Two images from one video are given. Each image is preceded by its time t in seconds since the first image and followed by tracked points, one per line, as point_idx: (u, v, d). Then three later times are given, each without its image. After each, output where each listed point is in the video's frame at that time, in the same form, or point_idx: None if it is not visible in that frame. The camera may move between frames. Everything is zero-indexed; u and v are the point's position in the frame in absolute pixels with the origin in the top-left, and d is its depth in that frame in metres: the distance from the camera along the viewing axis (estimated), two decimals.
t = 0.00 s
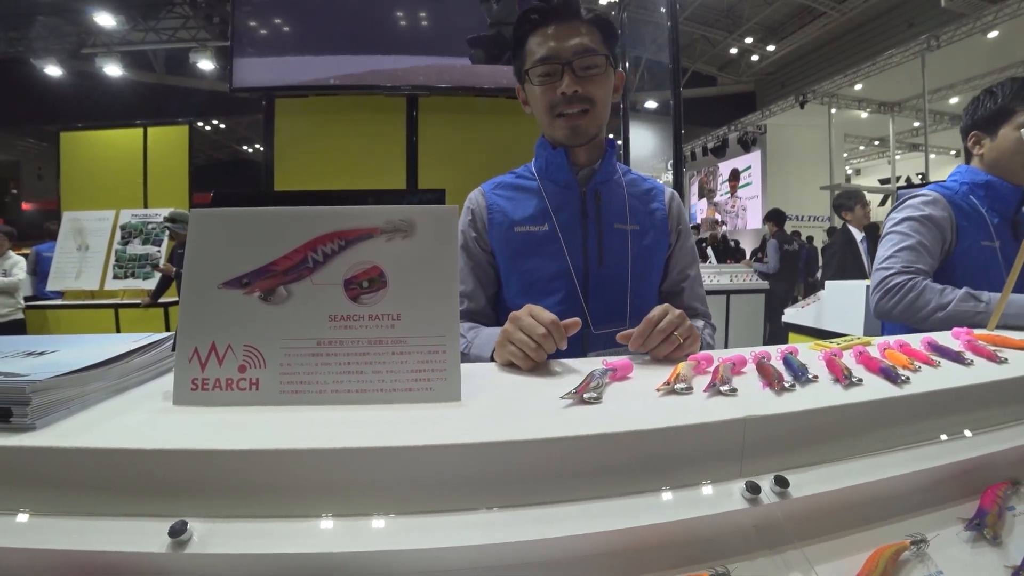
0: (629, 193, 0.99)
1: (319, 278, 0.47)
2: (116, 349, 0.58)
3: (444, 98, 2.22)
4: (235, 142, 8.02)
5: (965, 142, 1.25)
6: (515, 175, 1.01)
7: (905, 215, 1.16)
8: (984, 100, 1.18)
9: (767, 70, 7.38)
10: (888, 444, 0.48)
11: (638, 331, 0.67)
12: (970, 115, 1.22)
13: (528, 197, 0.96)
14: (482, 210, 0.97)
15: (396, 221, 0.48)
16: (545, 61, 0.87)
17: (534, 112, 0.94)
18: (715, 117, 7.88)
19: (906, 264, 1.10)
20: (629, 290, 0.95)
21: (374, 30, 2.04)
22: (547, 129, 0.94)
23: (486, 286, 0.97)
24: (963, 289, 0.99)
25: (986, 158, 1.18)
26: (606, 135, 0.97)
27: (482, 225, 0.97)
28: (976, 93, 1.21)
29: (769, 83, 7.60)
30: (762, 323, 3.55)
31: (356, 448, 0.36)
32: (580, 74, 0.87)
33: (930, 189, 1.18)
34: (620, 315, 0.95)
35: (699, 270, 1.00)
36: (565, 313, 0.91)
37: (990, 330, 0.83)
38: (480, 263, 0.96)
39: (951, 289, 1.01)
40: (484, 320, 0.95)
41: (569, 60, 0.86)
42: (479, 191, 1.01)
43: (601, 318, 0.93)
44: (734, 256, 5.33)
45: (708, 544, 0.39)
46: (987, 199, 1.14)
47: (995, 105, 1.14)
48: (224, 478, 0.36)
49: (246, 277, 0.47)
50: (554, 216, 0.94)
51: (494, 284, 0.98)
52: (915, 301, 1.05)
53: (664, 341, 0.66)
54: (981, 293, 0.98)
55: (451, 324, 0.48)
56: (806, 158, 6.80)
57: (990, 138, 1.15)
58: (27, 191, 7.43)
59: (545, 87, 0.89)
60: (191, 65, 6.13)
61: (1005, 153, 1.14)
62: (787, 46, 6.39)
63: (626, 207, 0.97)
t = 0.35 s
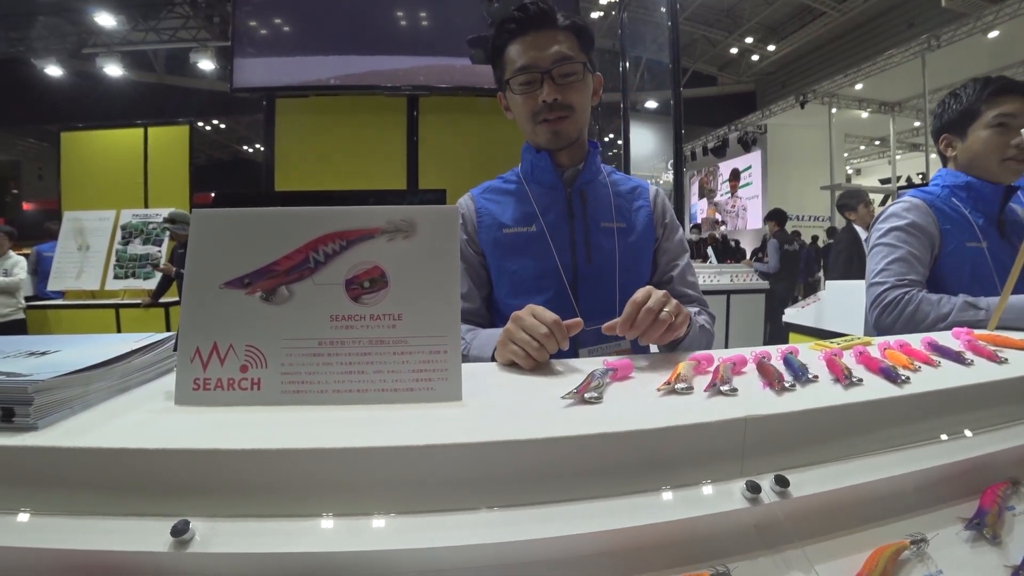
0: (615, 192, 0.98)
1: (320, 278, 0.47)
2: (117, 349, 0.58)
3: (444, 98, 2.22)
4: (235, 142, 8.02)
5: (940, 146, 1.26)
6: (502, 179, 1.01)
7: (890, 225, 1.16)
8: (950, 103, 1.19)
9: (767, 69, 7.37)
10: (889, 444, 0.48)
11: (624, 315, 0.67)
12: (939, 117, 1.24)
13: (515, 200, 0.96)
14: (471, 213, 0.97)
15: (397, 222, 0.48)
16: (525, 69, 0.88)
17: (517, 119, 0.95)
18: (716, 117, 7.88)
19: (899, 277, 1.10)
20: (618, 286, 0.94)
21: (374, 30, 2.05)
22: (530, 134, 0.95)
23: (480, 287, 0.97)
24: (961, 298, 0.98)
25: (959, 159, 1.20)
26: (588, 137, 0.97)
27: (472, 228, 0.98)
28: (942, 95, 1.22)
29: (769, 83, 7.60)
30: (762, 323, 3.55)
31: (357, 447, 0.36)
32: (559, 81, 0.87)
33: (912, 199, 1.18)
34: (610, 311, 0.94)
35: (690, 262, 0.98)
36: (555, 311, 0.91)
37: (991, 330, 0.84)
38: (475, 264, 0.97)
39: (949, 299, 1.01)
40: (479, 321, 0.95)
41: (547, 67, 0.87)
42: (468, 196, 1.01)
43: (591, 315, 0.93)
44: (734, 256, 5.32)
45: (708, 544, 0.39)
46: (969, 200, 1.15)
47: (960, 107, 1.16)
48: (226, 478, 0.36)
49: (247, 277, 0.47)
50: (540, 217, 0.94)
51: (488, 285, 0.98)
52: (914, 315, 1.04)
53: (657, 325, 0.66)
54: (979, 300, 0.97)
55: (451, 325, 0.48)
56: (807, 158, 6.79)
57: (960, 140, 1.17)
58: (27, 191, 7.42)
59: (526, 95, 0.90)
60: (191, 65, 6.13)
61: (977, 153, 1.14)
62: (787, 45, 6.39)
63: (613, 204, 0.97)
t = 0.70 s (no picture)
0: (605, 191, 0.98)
1: (321, 278, 0.47)
2: (118, 349, 0.58)
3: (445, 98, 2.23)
4: (236, 142, 8.03)
5: (954, 147, 1.23)
6: (493, 182, 1.01)
7: (896, 229, 1.16)
8: (971, 102, 1.16)
9: (768, 70, 7.37)
10: (888, 445, 0.49)
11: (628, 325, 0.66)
12: (957, 117, 1.20)
13: (505, 202, 0.97)
14: (461, 217, 0.97)
15: (398, 222, 0.49)
16: (511, 74, 0.88)
17: (505, 123, 0.95)
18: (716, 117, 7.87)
19: (901, 282, 1.10)
20: (608, 285, 0.94)
21: (375, 31, 2.06)
22: (519, 137, 0.95)
23: (476, 288, 0.97)
24: (961, 303, 0.99)
25: (979, 161, 1.17)
26: (576, 138, 0.98)
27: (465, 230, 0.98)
28: (962, 93, 1.19)
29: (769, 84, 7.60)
30: (762, 324, 3.55)
31: (359, 447, 0.37)
32: (545, 84, 0.87)
33: (921, 200, 1.17)
34: (601, 310, 0.94)
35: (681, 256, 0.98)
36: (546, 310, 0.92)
37: (992, 331, 0.84)
38: (471, 265, 0.96)
39: (948, 303, 1.02)
40: (474, 321, 0.95)
41: (533, 71, 0.86)
42: (460, 201, 1.02)
43: (582, 313, 0.93)
44: (734, 257, 5.32)
45: (706, 543, 0.39)
46: (982, 205, 1.14)
47: (984, 107, 1.13)
48: (229, 477, 0.36)
49: (248, 277, 0.47)
50: (530, 219, 0.94)
51: (484, 286, 0.98)
52: (914, 321, 1.04)
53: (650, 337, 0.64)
54: (978, 304, 0.98)
55: (451, 325, 0.49)
56: (807, 159, 6.79)
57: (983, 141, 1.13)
58: (28, 191, 7.43)
59: (513, 99, 0.90)
60: (192, 65, 6.14)
61: (1002, 157, 1.12)
62: (788, 46, 6.39)
63: (602, 204, 0.97)
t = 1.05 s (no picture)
0: (606, 194, 0.99)
1: (321, 279, 0.47)
2: (119, 349, 0.58)
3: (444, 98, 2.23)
4: (234, 142, 8.02)
5: (964, 144, 1.21)
6: (494, 182, 1.01)
7: (895, 233, 1.16)
8: (994, 99, 1.14)
9: (767, 70, 7.38)
10: (887, 443, 0.49)
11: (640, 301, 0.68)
12: (972, 113, 1.18)
13: (506, 203, 0.97)
14: (463, 217, 0.97)
15: (397, 222, 0.49)
16: (518, 72, 0.88)
17: (509, 121, 0.95)
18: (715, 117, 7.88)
19: (900, 287, 1.11)
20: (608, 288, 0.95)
21: (373, 30, 2.06)
22: (522, 137, 0.95)
23: (476, 288, 0.97)
24: (957, 305, 0.99)
25: (994, 163, 1.16)
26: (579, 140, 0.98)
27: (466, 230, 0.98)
28: (978, 88, 1.18)
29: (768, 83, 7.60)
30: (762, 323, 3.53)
31: (361, 446, 0.37)
32: (551, 84, 0.88)
33: (920, 205, 1.16)
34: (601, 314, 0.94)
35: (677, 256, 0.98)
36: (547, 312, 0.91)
37: (989, 330, 0.84)
38: (471, 265, 0.96)
39: (944, 304, 1.02)
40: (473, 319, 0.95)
41: (540, 71, 0.87)
42: (461, 200, 1.01)
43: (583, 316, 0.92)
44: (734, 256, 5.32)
45: (706, 540, 0.39)
46: (982, 206, 1.15)
47: (1011, 105, 1.11)
48: (230, 477, 0.37)
49: (248, 277, 0.47)
50: (532, 220, 0.95)
51: (483, 286, 0.98)
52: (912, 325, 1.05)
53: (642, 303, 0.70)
54: (975, 305, 0.99)
55: (451, 325, 0.49)
56: (806, 158, 6.80)
57: (1004, 141, 1.13)
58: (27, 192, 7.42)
59: (518, 98, 0.90)
60: (191, 65, 6.13)
61: None
62: (787, 46, 6.39)
63: (603, 207, 0.97)
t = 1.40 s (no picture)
0: (620, 199, 0.99)
1: (324, 279, 0.48)
2: (122, 349, 0.59)
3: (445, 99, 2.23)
4: (235, 143, 8.03)
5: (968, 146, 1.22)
6: (508, 179, 1.01)
7: (899, 235, 1.16)
8: (990, 101, 1.15)
9: (768, 71, 7.38)
10: (885, 444, 0.49)
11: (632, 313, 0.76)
12: (973, 116, 1.19)
13: (519, 200, 0.97)
14: (474, 210, 0.98)
15: (399, 223, 0.49)
16: (544, 68, 0.88)
17: (528, 117, 0.95)
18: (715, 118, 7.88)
19: (901, 289, 1.11)
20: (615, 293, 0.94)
21: (374, 31, 2.06)
22: (541, 134, 0.94)
23: (482, 282, 0.97)
24: (957, 306, 0.99)
25: (995, 164, 1.17)
26: (597, 143, 0.98)
27: (477, 223, 0.98)
28: (979, 91, 1.18)
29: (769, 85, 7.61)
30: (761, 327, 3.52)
31: (362, 445, 0.37)
32: (577, 85, 0.88)
33: (925, 207, 1.17)
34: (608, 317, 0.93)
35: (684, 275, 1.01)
36: (553, 312, 0.90)
37: (990, 332, 0.84)
38: (480, 259, 0.97)
39: (944, 306, 1.03)
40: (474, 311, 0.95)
41: (567, 70, 0.87)
42: (473, 193, 1.02)
43: (590, 319, 0.92)
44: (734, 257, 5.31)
45: (706, 540, 0.39)
46: (989, 208, 1.14)
47: (1005, 107, 1.12)
48: (232, 477, 0.37)
49: (252, 278, 0.48)
50: (545, 219, 0.95)
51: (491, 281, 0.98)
52: (911, 326, 1.05)
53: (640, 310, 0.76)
54: (975, 306, 0.99)
55: (453, 325, 0.49)
56: (806, 160, 6.81)
57: (1003, 142, 1.13)
58: (28, 192, 7.44)
59: (541, 94, 0.89)
60: (192, 66, 6.14)
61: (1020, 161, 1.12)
62: (788, 48, 6.38)
63: (616, 210, 0.97)
